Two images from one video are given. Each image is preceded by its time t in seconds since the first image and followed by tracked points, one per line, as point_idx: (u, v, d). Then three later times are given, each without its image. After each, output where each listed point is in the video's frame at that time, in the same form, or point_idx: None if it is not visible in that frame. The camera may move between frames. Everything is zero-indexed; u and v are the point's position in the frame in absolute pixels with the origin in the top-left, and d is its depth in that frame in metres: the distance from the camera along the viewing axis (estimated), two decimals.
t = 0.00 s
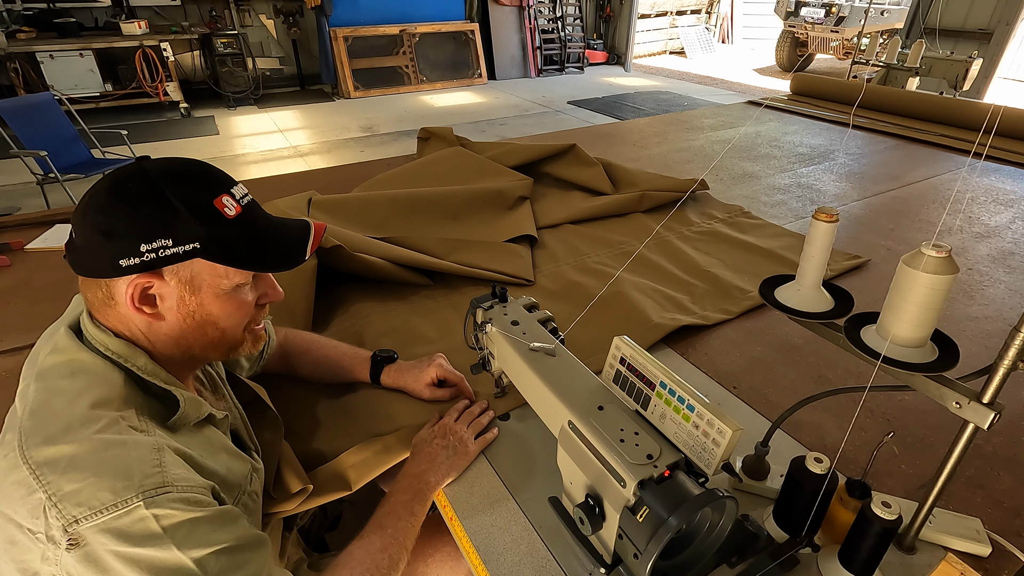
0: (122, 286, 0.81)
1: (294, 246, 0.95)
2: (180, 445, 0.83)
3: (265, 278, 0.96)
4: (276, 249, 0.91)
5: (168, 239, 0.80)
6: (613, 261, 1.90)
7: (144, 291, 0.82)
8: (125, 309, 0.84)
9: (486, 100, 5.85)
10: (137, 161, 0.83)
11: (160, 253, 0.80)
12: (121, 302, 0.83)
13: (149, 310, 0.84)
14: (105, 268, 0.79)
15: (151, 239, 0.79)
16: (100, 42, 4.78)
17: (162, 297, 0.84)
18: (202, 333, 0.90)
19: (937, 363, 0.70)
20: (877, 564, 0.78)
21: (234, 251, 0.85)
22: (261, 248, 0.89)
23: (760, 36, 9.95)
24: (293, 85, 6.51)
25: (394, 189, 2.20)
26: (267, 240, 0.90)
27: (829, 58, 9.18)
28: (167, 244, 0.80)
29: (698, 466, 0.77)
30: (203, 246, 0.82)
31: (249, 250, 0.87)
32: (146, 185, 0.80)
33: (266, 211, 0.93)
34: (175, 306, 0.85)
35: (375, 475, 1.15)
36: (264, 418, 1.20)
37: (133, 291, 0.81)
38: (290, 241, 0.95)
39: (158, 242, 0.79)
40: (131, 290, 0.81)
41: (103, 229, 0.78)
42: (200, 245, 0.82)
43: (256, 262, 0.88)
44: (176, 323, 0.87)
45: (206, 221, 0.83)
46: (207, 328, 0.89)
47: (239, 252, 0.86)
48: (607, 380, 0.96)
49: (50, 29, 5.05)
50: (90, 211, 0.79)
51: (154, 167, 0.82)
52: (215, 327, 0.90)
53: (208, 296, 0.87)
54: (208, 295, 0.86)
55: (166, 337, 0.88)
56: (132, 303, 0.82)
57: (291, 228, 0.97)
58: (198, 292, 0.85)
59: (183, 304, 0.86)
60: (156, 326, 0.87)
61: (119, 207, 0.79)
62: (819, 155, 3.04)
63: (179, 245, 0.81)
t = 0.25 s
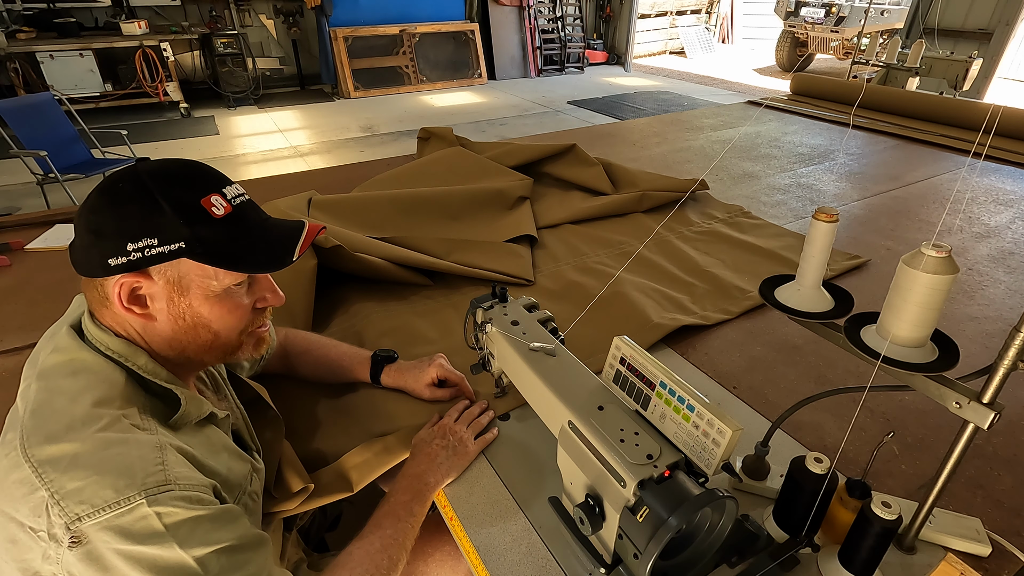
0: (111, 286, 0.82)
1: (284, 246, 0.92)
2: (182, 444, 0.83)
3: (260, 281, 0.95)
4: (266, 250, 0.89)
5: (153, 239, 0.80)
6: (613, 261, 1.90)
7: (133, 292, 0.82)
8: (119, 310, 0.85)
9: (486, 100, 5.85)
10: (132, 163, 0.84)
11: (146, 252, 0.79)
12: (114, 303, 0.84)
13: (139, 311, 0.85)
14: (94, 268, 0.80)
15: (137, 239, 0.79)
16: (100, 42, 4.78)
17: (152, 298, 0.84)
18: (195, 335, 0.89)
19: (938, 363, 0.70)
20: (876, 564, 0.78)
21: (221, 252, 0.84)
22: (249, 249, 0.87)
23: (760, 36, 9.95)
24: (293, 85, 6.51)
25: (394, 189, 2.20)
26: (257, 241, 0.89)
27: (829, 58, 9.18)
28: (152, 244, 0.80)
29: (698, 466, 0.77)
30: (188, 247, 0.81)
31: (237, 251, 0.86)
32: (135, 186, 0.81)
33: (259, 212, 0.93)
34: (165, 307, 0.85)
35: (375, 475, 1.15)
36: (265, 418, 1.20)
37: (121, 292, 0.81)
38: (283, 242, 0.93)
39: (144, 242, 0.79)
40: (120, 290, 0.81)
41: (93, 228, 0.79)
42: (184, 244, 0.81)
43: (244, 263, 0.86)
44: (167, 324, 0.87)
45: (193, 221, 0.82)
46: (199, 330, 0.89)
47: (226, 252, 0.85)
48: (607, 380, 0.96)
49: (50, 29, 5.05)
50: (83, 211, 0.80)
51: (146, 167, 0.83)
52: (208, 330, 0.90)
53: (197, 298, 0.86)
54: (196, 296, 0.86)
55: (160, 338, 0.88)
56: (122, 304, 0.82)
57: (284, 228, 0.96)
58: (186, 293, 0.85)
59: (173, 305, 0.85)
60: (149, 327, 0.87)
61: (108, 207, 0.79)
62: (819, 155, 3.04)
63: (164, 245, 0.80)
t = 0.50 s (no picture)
0: (108, 285, 0.82)
1: (279, 247, 0.91)
2: (184, 442, 0.83)
3: (258, 282, 0.95)
4: (261, 250, 0.89)
5: (148, 238, 0.80)
6: (613, 261, 1.90)
7: (129, 292, 0.82)
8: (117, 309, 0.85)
9: (486, 100, 5.85)
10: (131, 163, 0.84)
11: (141, 252, 0.79)
12: (112, 302, 0.84)
13: (137, 311, 0.85)
14: (92, 267, 0.80)
15: (133, 238, 0.79)
16: (100, 42, 4.78)
17: (148, 298, 0.84)
18: (192, 335, 0.89)
19: (938, 363, 0.70)
20: (877, 564, 0.78)
21: (216, 252, 0.84)
22: (244, 249, 0.87)
23: (760, 36, 9.95)
24: (292, 85, 6.51)
25: (394, 189, 2.20)
26: (252, 240, 0.89)
27: (829, 58, 9.19)
28: (147, 243, 0.80)
29: (698, 466, 0.77)
30: (183, 246, 0.81)
31: (232, 251, 0.85)
32: (132, 185, 0.81)
33: (255, 212, 0.92)
34: (162, 307, 0.85)
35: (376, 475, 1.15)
36: (268, 416, 1.20)
37: (118, 291, 0.81)
38: (278, 242, 0.92)
39: (139, 241, 0.79)
40: (117, 290, 0.81)
41: (90, 228, 0.80)
42: (180, 244, 0.81)
43: (240, 263, 0.86)
44: (165, 323, 0.87)
45: (188, 220, 0.82)
46: (196, 330, 0.89)
47: (221, 251, 0.84)
48: (607, 381, 0.96)
49: (50, 29, 5.05)
50: (82, 210, 0.81)
51: (143, 167, 0.83)
52: (205, 330, 0.90)
53: (193, 298, 0.86)
54: (192, 296, 0.86)
55: (158, 337, 0.88)
56: (119, 304, 0.83)
57: (281, 229, 0.96)
58: (182, 293, 0.85)
59: (170, 305, 0.85)
60: (147, 326, 0.87)
61: (105, 207, 0.80)
62: (819, 155, 3.04)
63: (159, 244, 0.80)
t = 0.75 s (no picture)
0: (107, 286, 0.82)
1: (277, 249, 0.92)
2: (184, 443, 0.83)
3: (256, 283, 0.94)
4: (259, 252, 0.89)
5: (147, 239, 0.80)
6: (613, 261, 1.90)
7: (128, 293, 0.82)
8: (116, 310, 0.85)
9: (486, 100, 5.85)
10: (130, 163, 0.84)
11: (139, 253, 0.79)
12: (111, 303, 0.84)
13: (136, 312, 0.85)
14: (90, 268, 0.80)
15: (131, 239, 0.79)
16: (100, 42, 4.78)
17: (147, 299, 0.84)
18: (190, 337, 0.89)
19: (938, 363, 0.70)
20: (877, 564, 0.78)
21: (215, 254, 0.84)
22: (242, 250, 0.87)
23: (760, 36, 9.95)
24: (292, 85, 6.51)
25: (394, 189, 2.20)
26: (250, 241, 0.89)
27: (829, 58, 9.19)
28: (146, 244, 0.80)
29: (698, 466, 0.77)
30: (182, 248, 0.81)
31: (230, 252, 0.85)
32: (130, 186, 0.81)
33: (254, 212, 0.93)
34: (160, 308, 0.85)
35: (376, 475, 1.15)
36: (268, 415, 1.21)
37: (117, 292, 0.81)
38: (276, 243, 0.92)
39: (138, 242, 0.79)
40: (115, 291, 0.81)
41: (88, 228, 0.80)
42: (178, 245, 0.81)
43: (238, 264, 0.86)
44: (164, 324, 0.87)
45: (186, 221, 0.82)
46: (195, 331, 0.89)
47: (219, 253, 0.84)
48: (607, 380, 0.96)
49: (50, 29, 5.05)
50: (80, 211, 0.81)
51: (142, 168, 0.83)
52: (204, 331, 0.89)
53: (191, 299, 0.86)
54: (190, 297, 0.85)
55: (157, 338, 0.88)
56: (117, 304, 0.82)
57: (279, 230, 0.96)
58: (180, 294, 0.84)
59: (168, 306, 0.85)
60: (146, 327, 0.87)
61: (104, 207, 0.80)
62: (819, 155, 3.04)
63: (158, 245, 0.80)
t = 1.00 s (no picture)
0: (116, 288, 0.81)
1: (287, 251, 0.93)
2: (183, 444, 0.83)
3: (265, 285, 0.95)
4: (270, 254, 0.90)
5: (160, 242, 0.80)
6: (613, 261, 1.90)
7: (137, 294, 0.82)
8: (122, 312, 0.84)
9: (486, 100, 5.85)
10: (136, 164, 0.84)
11: (152, 255, 0.79)
12: (117, 304, 0.83)
13: (143, 313, 0.84)
14: (99, 269, 0.79)
15: (143, 241, 0.79)
16: (100, 42, 4.78)
17: (156, 300, 0.84)
18: (198, 339, 0.89)
19: (938, 363, 0.70)
20: (877, 564, 0.78)
21: (228, 256, 0.85)
22: (253, 252, 0.88)
23: (760, 36, 9.95)
24: (292, 85, 6.51)
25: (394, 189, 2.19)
26: (259, 243, 0.90)
27: (829, 58, 9.19)
28: (159, 247, 0.80)
29: (698, 465, 0.77)
30: (196, 250, 0.82)
31: (242, 254, 0.86)
32: (140, 187, 0.80)
33: (262, 214, 0.94)
34: (170, 310, 0.85)
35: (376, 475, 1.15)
36: (268, 416, 1.21)
37: (126, 293, 0.81)
38: (285, 246, 0.93)
39: (150, 245, 0.79)
40: (125, 292, 0.81)
41: (97, 230, 0.79)
42: (192, 248, 0.81)
43: (251, 266, 0.87)
44: (172, 326, 0.87)
45: (199, 224, 0.83)
46: (202, 333, 0.89)
47: (230, 255, 0.85)
48: (607, 380, 0.96)
49: (50, 29, 5.05)
50: (87, 211, 0.80)
51: (151, 169, 0.83)
52: (211, 333, 0.90)
53: (202, 301, 0.86)
54: (201, 299, 0.86)
55: (163, 340, 0.88)
56: (126, 306, 0.82)
57: (286, 232, 0.97)
58: (191, 296, 0.85)
59: (178, 308, 0.85)
60: (152, 329, 0.87)
61: (113, 208, 0.79)
62: (819, 155, 3.04)
63: (172, 247, 0.80)
